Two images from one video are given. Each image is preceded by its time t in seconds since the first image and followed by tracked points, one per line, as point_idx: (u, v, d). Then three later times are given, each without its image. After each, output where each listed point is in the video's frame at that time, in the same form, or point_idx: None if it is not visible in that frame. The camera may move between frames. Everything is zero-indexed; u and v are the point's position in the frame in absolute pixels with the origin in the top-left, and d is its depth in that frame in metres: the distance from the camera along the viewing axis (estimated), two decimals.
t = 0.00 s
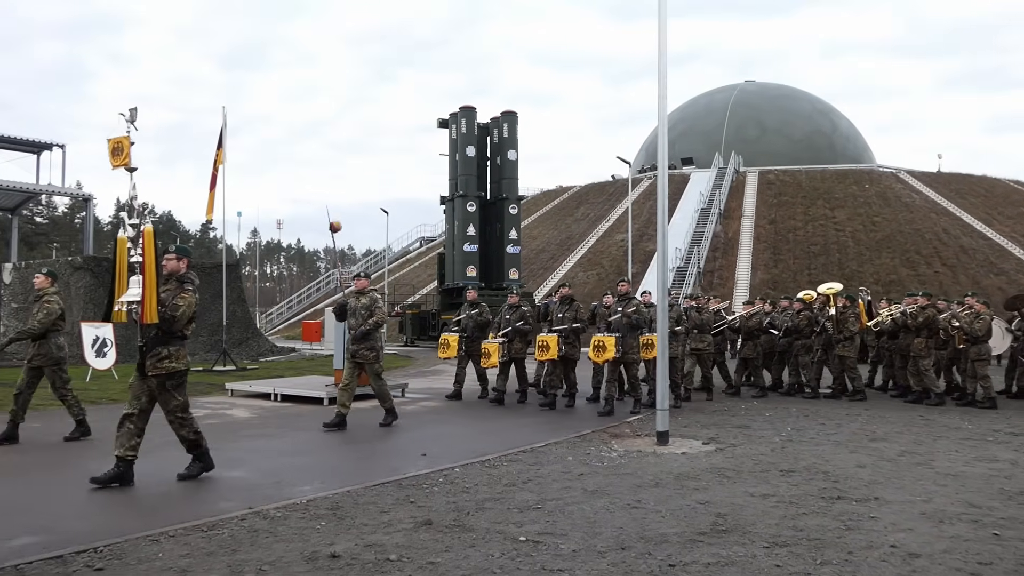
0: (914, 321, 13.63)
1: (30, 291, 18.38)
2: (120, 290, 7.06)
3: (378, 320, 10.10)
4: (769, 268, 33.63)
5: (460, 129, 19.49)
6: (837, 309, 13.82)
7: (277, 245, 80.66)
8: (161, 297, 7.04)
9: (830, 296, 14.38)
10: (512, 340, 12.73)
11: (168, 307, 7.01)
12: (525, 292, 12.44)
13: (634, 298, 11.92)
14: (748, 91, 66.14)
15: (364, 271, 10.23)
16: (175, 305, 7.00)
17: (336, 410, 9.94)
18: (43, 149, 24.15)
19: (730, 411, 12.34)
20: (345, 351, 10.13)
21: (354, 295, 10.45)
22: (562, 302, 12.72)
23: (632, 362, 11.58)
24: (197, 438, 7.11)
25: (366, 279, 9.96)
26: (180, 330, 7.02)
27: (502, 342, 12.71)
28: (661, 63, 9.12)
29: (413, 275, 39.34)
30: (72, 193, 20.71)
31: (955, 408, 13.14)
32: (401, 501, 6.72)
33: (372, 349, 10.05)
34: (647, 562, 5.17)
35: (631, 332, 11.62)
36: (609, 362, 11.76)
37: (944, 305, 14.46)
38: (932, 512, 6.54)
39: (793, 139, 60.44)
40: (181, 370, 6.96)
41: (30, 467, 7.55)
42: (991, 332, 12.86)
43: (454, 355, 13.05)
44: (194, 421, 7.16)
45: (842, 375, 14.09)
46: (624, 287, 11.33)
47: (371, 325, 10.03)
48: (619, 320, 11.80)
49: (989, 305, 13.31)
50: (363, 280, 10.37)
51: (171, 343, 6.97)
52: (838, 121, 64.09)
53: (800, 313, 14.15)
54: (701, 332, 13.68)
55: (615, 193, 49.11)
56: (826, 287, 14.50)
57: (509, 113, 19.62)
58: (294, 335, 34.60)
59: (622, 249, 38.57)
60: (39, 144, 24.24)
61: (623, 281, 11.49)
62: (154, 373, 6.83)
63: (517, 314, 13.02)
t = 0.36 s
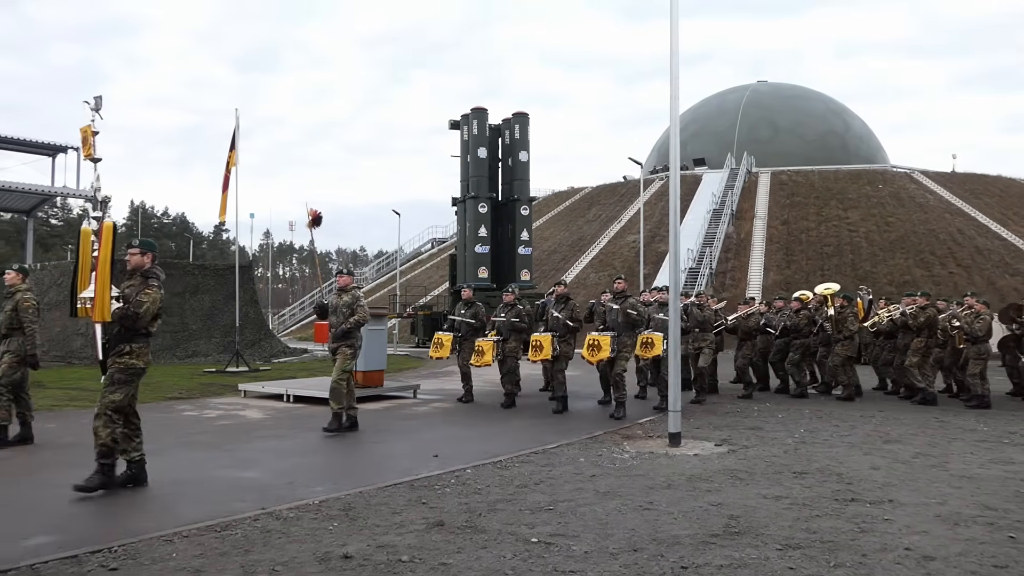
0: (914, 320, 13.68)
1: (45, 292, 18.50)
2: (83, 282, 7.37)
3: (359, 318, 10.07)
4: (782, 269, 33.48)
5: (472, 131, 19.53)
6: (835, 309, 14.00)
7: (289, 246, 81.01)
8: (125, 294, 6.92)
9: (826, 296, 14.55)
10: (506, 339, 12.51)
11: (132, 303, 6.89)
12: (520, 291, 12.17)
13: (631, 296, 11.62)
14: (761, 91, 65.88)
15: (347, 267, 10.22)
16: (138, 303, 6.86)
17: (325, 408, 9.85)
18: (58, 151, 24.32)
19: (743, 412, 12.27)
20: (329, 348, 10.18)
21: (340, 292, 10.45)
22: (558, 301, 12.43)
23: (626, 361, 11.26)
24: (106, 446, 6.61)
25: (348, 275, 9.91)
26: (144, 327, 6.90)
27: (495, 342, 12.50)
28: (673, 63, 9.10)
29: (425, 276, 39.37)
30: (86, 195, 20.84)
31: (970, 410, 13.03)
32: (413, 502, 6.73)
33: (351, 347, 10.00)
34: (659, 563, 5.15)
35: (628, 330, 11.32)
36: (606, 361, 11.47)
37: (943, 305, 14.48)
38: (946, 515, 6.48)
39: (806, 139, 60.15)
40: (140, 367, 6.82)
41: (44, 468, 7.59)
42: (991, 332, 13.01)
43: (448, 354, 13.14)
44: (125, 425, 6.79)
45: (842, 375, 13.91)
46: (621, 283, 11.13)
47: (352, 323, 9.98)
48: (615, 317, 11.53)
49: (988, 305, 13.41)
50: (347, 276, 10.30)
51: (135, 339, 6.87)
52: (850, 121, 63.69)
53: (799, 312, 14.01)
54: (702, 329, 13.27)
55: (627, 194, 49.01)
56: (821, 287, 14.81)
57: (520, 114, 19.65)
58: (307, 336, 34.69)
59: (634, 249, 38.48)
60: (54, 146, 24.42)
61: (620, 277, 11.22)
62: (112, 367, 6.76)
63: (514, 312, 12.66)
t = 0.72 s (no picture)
0: (907, 322, 13.65)
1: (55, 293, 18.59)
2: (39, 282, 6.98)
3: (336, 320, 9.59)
4: (791, 270, 33.36)
5: (479, 132, 19.56)
6: (828, 310, 13.98)
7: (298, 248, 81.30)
8: (78, 295, 6.51)
9: (822, 298, 14.41)
10: (497, 342, 12.15)
11: (86, 305, 6.46)
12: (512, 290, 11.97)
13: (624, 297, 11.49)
14: (769, 92, 65.72)
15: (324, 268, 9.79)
16: (92, 303, 6.47)
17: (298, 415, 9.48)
18: (68, 153, 24.46)
19: (752, 414, 12.22)
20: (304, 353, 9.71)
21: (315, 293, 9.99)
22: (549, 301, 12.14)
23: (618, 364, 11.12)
24: (69, 459, 6.32)
25: (324, 274, 9.52)
26: (100, 330, 6.51)
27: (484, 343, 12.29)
28: (681, 65, 9.09)
29: (433, 277, 39.40)
30: (96, 197, 20.95)
31: (981, 411, 12.95)
32: (422, 503, 6.73)
33: (330, 351, 9.54)
34: (668, 565, 5.14)
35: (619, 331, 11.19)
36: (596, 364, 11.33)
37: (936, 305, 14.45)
38: (957, 517, 6.45)
39: (815, 140, 59.93)
40: (97, 374, 6.46)
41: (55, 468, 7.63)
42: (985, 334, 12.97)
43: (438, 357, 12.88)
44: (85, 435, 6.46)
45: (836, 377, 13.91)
46: (613, 283, 10.95)
47: (330, 325, 9.50)
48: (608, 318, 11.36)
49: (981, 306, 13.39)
50: (324, 276, 9.88)
51: (90, 343, 6.50)
52: (859, 121, 63.44)
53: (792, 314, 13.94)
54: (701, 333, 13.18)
55: (635, 196, 48.93)
56: (816, 288, 14.56)
57: (528, 115, 19.69)
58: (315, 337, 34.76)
59: (642, 251, 38.40)
60: (64, 148, 24.56)
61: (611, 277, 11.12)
62: (68, 376, 6.35)
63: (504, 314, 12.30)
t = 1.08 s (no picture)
0: (897, 322, 13.60)
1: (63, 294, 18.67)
2: None
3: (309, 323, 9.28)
4: (797, 271, 33.30)
5: (485, 133, 19.54)
6: (820, 311, 14.07)
7: (304, 249, 81.49)
8: (29, 298, 6.23)
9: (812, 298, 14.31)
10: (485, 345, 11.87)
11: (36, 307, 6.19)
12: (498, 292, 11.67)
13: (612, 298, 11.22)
14: (776, 92, 65.59)
15: (296, 269, 9.52)
16: (44, 306, 6.20)
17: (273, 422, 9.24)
18: (76, 155, 24.57)
19: (759, 415, 12.19)
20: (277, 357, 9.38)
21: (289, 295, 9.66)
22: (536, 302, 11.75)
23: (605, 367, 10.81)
24: (65, 458, 6.28)
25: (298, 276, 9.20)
26: (52, 334, 6.26)
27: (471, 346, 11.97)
28: (687, 66, 9.07)
29: (439, 278, 39.45)
30: (103, 198, 21.04)
31: (989, 412, 12.88)
32: (428, 504, 6.73)
33: (303, 354, 9.26)
34: (674, 566, 5.13)
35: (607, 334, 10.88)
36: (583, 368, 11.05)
37: (927, 306, 14.42)
38: (965, 519, 6.41)
39: (821, 140, 59.78)
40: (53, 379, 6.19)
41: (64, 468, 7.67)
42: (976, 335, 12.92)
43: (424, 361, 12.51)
44: (69, 438, 6.33)
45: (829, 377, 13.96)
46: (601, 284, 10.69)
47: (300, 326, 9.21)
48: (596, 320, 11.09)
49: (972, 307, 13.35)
50: (298, 278, 9.56)
51: (42, 348, 6.22)
52: (865, 122, 63.31)
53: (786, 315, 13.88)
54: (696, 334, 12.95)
55: (641, 197, 48.87)
56: (807, 288, 14.36)
57: (534, 116, 19.67)
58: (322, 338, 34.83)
59: (648, 252, 38.38)
60: (72, 150, 24.68)
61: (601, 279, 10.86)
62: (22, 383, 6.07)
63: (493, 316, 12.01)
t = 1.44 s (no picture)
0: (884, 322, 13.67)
1: (68, 295, 18.69)
2: None
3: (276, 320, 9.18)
4: (802, 271, 33.26)
5: (489, 134, 19.55)
6: (808, 310, 14.26)
7: (308, 249, 81.65)
8: None
9: (803, 298, 14.46)
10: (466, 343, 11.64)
11: None
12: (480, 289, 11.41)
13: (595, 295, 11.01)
14: (781, 92, 65.50)
15: (264, 265, 9.34)
16: None
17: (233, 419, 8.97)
18: (81, 155, 24.62)
19: (764, 415, 12.18)
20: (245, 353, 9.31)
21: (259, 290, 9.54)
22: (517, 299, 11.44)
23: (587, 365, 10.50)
24: None
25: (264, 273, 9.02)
26: None
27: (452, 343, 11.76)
28: (691, 66, 9.07)
29: (443, 279, 39.46)
30: (108, 199, 21.06)
31: (995, 413, 12.83)
32: (433, 505, 6.73)
33: (268, 352, 9.12)
34: (678, 567, 5.13)
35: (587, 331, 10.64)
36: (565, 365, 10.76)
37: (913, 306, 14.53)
38: (970, 520, 6.39)
39: (826, 141, 59.67)
40: None
41: (70, 468, 7.70)
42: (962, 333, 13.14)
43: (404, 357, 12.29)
44: None
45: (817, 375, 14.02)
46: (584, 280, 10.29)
47: (268, 324, 9.09)
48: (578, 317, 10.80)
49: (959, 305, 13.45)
50: (267, 273, 9.40)
51: None
52: (870, 121, 63.19)
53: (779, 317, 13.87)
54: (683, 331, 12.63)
55: (645, 197, 48.82)
56: (796, 287, 14.51)
57: (538, 117, 19.67)
58: (326, 338, 34.87)
59: (653, 252, 38.34)
60: (77, 151, 24.73)
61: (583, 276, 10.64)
62: None
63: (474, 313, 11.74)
